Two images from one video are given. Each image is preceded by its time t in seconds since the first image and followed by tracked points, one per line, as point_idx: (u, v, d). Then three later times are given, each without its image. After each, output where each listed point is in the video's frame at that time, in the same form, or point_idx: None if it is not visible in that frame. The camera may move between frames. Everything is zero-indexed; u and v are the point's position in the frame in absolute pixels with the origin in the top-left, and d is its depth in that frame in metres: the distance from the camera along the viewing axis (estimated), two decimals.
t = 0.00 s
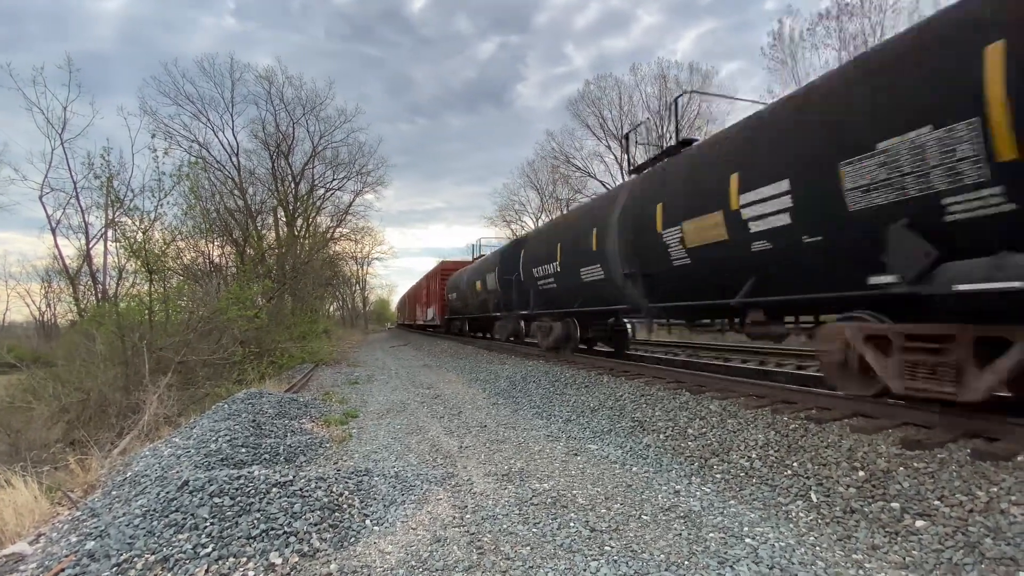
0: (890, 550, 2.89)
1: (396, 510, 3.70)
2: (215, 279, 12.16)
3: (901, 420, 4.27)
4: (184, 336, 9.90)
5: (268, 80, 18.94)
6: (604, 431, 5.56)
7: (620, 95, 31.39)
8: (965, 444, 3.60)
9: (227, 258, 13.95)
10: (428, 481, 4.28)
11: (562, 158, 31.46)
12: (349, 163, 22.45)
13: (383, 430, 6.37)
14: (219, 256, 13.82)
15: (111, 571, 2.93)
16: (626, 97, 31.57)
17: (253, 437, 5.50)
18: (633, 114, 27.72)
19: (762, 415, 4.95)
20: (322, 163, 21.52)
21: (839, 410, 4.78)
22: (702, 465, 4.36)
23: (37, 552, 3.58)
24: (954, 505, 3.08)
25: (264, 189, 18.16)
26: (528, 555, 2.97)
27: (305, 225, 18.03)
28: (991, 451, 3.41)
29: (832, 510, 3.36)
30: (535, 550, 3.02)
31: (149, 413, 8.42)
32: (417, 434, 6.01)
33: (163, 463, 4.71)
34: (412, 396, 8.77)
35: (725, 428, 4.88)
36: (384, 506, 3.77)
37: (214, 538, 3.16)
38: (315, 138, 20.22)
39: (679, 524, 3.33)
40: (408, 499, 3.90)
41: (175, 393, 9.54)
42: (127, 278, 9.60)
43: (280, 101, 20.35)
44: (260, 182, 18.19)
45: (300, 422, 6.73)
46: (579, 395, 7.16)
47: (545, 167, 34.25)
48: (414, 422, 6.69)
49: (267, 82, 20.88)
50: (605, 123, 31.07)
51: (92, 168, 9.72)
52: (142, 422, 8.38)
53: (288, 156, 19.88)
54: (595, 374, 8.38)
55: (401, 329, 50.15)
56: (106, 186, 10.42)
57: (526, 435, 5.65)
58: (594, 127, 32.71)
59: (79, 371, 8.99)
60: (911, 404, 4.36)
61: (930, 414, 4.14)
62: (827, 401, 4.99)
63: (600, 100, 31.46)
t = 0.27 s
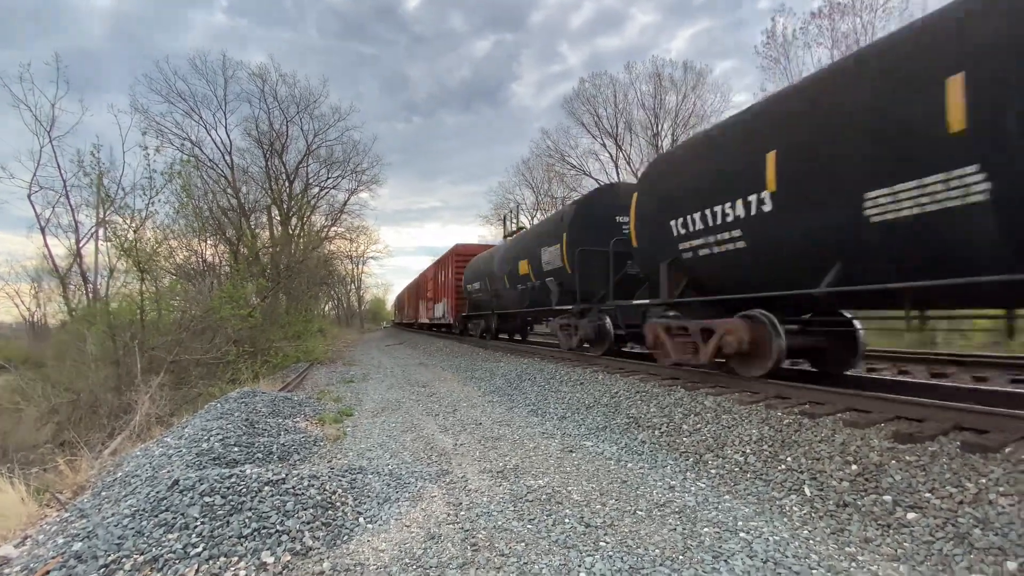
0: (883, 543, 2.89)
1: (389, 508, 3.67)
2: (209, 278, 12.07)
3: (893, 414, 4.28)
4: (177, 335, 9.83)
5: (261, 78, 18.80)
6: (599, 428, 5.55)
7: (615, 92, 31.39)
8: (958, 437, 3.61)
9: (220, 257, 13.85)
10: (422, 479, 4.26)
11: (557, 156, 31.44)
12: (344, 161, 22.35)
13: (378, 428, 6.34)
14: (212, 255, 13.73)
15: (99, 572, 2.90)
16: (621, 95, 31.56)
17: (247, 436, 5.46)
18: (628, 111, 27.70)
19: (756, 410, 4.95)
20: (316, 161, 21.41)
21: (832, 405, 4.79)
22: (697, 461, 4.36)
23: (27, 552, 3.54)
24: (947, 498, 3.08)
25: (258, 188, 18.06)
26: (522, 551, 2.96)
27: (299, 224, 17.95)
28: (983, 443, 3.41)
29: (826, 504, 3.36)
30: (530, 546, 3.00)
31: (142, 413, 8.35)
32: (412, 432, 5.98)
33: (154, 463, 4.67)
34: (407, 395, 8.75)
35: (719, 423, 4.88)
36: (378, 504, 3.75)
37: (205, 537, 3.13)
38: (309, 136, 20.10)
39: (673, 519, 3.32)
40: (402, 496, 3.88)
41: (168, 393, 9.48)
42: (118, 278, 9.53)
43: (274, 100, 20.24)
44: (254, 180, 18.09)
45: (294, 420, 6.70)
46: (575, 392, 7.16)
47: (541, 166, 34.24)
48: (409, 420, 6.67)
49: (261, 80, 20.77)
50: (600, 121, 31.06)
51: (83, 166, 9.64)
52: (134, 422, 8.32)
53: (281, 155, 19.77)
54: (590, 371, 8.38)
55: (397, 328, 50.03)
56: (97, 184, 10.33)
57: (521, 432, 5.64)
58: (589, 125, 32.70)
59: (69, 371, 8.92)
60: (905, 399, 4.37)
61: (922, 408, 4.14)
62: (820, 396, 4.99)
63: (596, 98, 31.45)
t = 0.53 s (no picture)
0: (864, 536, 2.92)
1: (373, 506, 3.64)
2: (192, 275, 11.90)
3: (875, 408, 4.34)
4: (159, 333, 9.68)
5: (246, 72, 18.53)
6: (585, 424, 5.56)
7: (604, 89, 31.41)
8: (937, 430, 3.65)
9: (204, 254, 13.67)
10: (407, 476, 4.23)
11: (546, 153, 31.42)
12: (330, 157, 22.13)
13: (363, 426, 6.30)
14: (196, 252, 13.55)
15: (75, 573, 2.85)
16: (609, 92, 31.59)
17: (229, 435, 5.39)
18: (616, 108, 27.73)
19: (741, 405, 4.98)
20: (303, 157, 21.19)
21: (815, 399, 4.84)
22: (681, 455, 4.38)
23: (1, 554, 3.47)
24: (926, 490, 3.12)
25: (243, 184, 17.83)
26: (505, 547, 2.95)
27: (285, 220, 17.76)
28: (962, 436, 3.46)
29: (808, 497, 3.39)
30: (513, 542, 2.99)
31: (123, 412, 8.23)
32: (398, 430, 5.94)
33: (134, 462, 4.59)
34: (394, 392, 8.70)
35: (704, 418, 4.91)
36: (361, 502, 3.72)
37: (184, 537, 3.08)
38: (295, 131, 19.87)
39: (657, 513, 3.33)
40: (386, 494, 3.85)
41: (151, 392, 9.35)
42: (99, 275, 9.37)
43: (259, 94, 19.98)
44: (238, 176, 17.86)
45: (279, 419, 6.63)
46: (561, 388, 7.16)
47: (529, 163, 34.20)
48: (395, 418, 6.63)
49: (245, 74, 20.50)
50: (588, 118, 31.08)
51: (61, 161, 9.45)
52: (116, 422, 8.19)
53: (267, 150, 19.54)
54: (578, 367, 8.38)
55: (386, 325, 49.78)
56: (77, 180, 10.13)
57: (507, 429, 5.63)
58: (577, 122, 32.71)
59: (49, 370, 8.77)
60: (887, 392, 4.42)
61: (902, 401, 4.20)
62: (803, 390, 5.04)
63: (584, 95, 31.45)
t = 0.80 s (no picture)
0: (853, 536, 2.94)
1: (364, 508, 3.64)
2: (184, 275, 11.82)
3: (864, 408, 4.36)
4: (150, 334, 9.62)
5: (238, 70, 18.39)
6: (577, 424, 5.56)
7: (598, 89, 31.45)
8: (926, 430, 3.68)
9: (196, 254, 13.58)
10: (398, 478, 4.22)
11: (540, 152, 31.44)
12: (324, 156, 22.04)
13: (355, 427, 6.28)
14: (188, 251, 13.45)
15: None
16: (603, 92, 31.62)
17: (220, 436, 5.36)
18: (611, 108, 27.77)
19: (732, 405, 5.00)
20: (296, 156, 21.09)
21: (805, 399, 4.86)
22: (672, 456, 4.39)
23: None
24: (914, 491, 3.15)
25: (235, 183, 17.73)
26: (496, 550, 2.95)
27: (278, 220, 17.68)
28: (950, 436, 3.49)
29: (797, 498, 3.41)
30: (504, 544, 3.00)
31: (114, 414, 8.17)
32: (390, 431, 5.93)
33: (124, 464, 4.56)
34: (388, 392, 8.69)
35: (695, 418, 4.93)
36: (352, 504, 3.71)
37: (173, 541, 3.06)
38: (288, 130, 19.78)
39: (648, 514, 3.34)
40: (377, 496, 3.84)
41: (142, 393, 9.30)
42: (89, 275, 9.29)
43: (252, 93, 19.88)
44: (231, 175, 17.75)
45: (270, 420, 6.60)
46: (554, 388, 7.17)
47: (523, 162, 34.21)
48: (388, 419, 6.61)
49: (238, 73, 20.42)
50: (582, 118, 31.11)
51: (51, 160, 9.37)
52: (107, 423, 8.13)
53: (260, 150, 19.43)
54: (570, 367, 8.39)
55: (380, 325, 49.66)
56: (67, 179, 10.04)
57: (500, 430, 5.62)
58: (571, 122, 32.74)
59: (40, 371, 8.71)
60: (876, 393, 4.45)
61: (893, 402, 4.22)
62: (794, 391, 5.07)
63: (578, 95, 31.48)
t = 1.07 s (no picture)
0: (853, 536, 2.95)
1: (366, 505, 3.65)
2: (187, 273, 11.86)
3: (866, 408, 4.37)
4: (153, 331, 9.65)
5: (240, 69, 18.40)
6: (578, 423, 5.57)
7: (600, 88, 31.41)
8: (926, 431, 3.68)
9: (199, 251, 13.61)
10: (400, 476, 4.24)
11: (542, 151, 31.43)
12: (326, 154, 22.07)
13: (357, 425, 6.30)
14: (190, 249, 13.48)
15: (70, 571, 2.85)
16: (605, 90, 31.58)
17: (223, 433, 5.38)
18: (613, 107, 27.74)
19: (733, 404, 5.01)
20: (298, 154, 21.12)
21: (807, 399, 4.87)
22: (673, 455, 4.40)
23: None
24: (915, 491, 3.15)
25: (238, 181, 17.77)
26: (497, 547, 2.96)
27: (280, 218, 17.71)
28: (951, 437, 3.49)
29: (798, 497, 3.41)
30: (505, 542, 3.01)
31: (117, 410, 8.20)
32: (392, 429, 5.95)
33: (127, 461, 4.58)
34: (389, 390, 8.70)
35: (696, 417, 4.94)
36: (353, 501, 3.73)
37: (176, 537, 3.08)
38: (290, 128, 19.81)
39: (648, 512, 3.35)
40: (379, 493, 3.86)
41: (145, 390, 9.34)
42: (93, 273, 9.33)
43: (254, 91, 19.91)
44: (233, 173, 17.78)
45: (272, 417, 6.62)
46: (556, 387, 7.18)
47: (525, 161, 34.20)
48: (390, 417, 6.63)
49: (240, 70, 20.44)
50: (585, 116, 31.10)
51: (55, 157, 9.40)
52: (110, 420, 8.17)
53: (262, 148, 19.46)
54: (571, 366, 8.39)
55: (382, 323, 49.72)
56: (70, 177, 10.08)
57: (501, 428, 5.64)
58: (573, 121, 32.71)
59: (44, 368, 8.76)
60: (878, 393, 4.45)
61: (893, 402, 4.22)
62: (795, 390, 5.07)
63: (581, 93, 31.44)
